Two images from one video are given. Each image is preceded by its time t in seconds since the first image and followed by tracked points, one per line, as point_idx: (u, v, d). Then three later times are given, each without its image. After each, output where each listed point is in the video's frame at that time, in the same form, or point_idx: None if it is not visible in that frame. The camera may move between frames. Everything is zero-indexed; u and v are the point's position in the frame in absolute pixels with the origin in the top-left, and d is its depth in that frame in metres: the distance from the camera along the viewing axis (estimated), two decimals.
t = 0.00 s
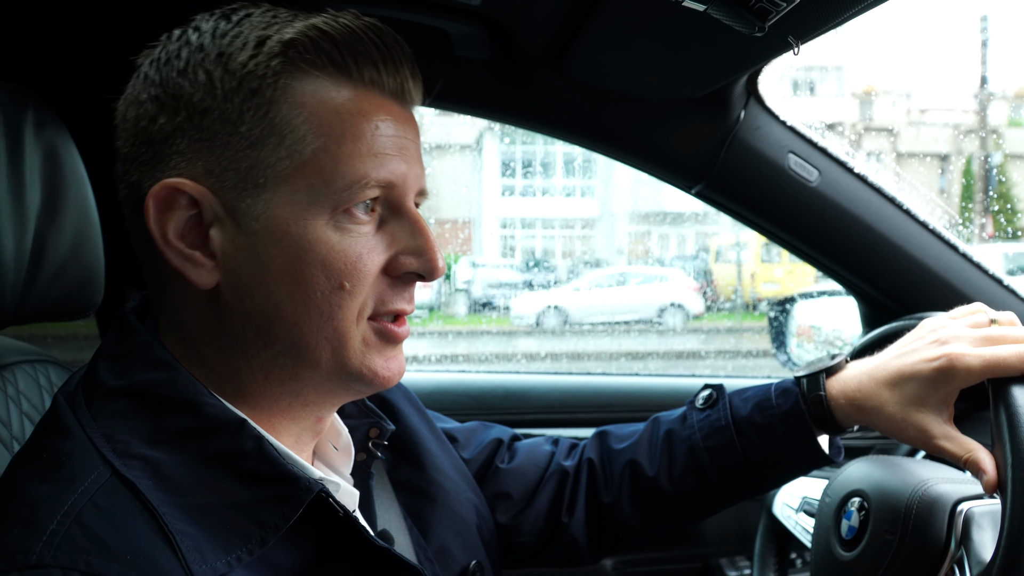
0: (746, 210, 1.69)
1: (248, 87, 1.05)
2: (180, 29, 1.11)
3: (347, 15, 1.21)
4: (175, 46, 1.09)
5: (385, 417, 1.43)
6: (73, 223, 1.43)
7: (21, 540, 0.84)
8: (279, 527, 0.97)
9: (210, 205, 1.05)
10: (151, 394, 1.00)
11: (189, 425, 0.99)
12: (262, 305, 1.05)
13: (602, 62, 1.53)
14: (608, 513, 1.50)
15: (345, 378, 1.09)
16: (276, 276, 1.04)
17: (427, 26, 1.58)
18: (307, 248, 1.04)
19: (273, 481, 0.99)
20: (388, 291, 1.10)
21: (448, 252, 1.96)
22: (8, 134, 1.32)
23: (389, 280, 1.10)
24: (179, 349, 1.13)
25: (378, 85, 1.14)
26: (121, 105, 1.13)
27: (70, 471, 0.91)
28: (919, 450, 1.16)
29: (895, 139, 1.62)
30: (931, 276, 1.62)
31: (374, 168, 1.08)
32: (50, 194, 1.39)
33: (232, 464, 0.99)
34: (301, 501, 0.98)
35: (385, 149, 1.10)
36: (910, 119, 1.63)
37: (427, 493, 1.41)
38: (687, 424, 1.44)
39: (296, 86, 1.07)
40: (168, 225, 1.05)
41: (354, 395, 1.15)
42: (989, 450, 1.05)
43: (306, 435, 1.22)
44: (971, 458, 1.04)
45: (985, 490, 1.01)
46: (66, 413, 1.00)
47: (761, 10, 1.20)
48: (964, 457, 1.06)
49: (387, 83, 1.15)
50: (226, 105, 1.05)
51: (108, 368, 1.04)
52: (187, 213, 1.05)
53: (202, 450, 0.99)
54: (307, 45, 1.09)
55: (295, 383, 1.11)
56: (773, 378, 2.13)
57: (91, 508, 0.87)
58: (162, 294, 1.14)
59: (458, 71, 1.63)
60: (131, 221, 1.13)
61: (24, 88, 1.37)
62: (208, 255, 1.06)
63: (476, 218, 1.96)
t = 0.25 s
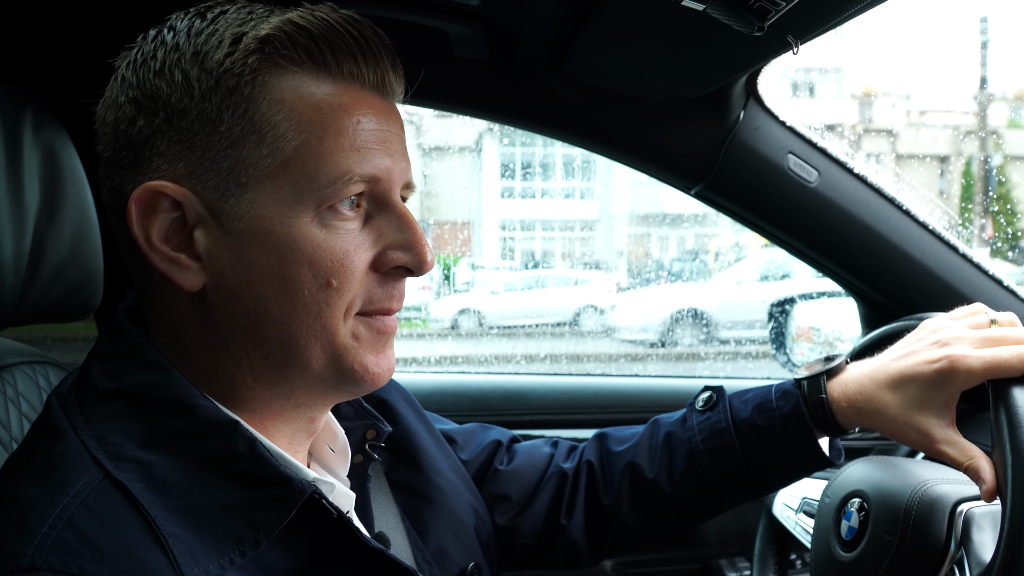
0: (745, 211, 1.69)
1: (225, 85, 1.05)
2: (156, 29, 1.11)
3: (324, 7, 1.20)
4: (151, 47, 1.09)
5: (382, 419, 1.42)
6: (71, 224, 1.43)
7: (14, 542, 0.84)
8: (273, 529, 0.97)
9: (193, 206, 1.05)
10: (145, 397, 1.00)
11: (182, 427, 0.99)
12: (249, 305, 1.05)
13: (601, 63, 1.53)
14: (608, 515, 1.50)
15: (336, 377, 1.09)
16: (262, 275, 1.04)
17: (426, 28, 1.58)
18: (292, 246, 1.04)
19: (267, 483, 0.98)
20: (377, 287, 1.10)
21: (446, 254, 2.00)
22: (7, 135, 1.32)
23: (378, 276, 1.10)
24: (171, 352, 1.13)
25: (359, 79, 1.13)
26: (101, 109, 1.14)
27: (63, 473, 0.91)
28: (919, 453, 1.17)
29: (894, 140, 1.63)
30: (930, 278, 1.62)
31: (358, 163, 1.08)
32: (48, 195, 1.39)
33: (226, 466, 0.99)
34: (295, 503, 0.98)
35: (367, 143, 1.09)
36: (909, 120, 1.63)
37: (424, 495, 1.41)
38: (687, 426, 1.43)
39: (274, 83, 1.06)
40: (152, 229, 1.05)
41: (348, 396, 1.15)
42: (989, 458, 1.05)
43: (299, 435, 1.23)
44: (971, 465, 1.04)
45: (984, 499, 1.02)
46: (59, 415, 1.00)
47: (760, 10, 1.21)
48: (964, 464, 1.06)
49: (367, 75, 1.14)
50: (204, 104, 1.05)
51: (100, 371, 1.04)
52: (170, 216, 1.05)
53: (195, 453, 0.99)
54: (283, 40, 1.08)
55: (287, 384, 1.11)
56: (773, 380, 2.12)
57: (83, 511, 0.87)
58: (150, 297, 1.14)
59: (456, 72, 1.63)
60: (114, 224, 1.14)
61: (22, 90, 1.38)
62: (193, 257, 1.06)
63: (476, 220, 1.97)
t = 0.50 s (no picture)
0: (747, 212, 1.70)
1: (230, 86, 1.05)
2: (162, 31, 1.11)
3: (328, 9, 1.20)
4: (156, 48, 1.09)
5: (383, 421, 1.42)
6: (71, 226, 1.43)
7: (15, 544, 0.84)
8: (273, 530, 0.97)
9: (197, 207, 1.05)
10: (145, 398, 1.00)
11: (183, 429, 0.99)
12: (253, 306, 1.05)
13: (601, 64, 1.53)
14: (608, 517, 1.50)
15: (339, 380, 1.09)
16: (266, 276, 1.04)
17: (426, 29, 1.58)
18: (296, 247, 1.04)
19: (267, 484, 0.98)
20: (380, 288, 1.10)
21: (447, 254, 2.00)
22: (7, 137, 1.32)
23: (380, 277, 1.10)
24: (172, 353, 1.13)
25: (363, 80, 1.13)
26: (107, 110, 1.14)
27: (64, 475, 0.91)
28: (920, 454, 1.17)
29: (894, 141, 1.62)
30: (929, 280, 1.62)
31: (362, 165, 1.08)
32: (49, 197, 1.39)
33: (227, 468, 0.99)
34: (295, 504, 0.98)
35: (372, 144, 1.09)
36: (909, 120, 1.62)
37: (424, 497, 1.41)
38: (688, 429, 1.43)
39: (279, 84, 1.06)
40: (156, 229, 1.05)
41: (350, 398, 1.15)
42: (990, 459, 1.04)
43: (300, 436, 1.22)
44: (971, 467, 1.04)
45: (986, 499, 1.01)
46: (60, 416, 1.00)
47: (760, 11, 1.21)
48: (964, 466, 1.06)
49: (372, 77, 1.14)
50: (209, 105, 1.05)
51: (101, 372, 1.04)
52: (175, 217, 1.05)
53: (196, 454, 0.99)
54: (288, 41, 1.09)
55: (290, 387, 1.11)
56: (773, 380, 2.11)
57: (84, 513, 0.87)
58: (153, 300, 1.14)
59: (457, 73, 1.63)
60: (121, 225, 1.13)
61: (22, 91, 1.38)
62: (197, 258, 1.06)
63: (476, 221, 1.96)
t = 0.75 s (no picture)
0: (747, 213, 1.70)
1: (237, 91, 1.05)
2: (171, 32, 1.11)
3: (339, 15, 1.19)
4: (165, 50, 1.09)
5: (383, 422, 1.42)
6: (72, 228, 1.43)
7: (15, 545, 0.84)
8: (273, 532, 0.97)
9: (201, 210, 1.05)
10: (146, 400, 1.00)
11: (183, 430, 0.99)
12: (255, 311, 1.05)
13: (601, 65, 1.53)
14: (608, 518, 1.50)
15: (341, 384, 1.09)
16: (268, 281, 1.04)
17: (427, 30, 1.58)
18: (299, 253, 1.03)
19: (267, 486, 0.98)
20: (382, 296, 1.09)
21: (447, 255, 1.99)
22: (7, 139, 1.32)
23: (383, 284, 1.09)
24: (174, 355, 1.14)
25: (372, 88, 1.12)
26: (114, 110, 1.14)
27: (64, 476, 0.91)
28: (919, 454, 1.16)
29: (894, 142, 1.63)
30: (930, 281, 1.62)
31: (368, 172, 1.07)
32: (49, 198, 1.39)
33: (227, 469, 0.99)
34: (295, 506, 0.98)
35: (378, 152, 1.09)
36: (909, 121, 1.63)
37: (425, 498, 1.41)
38: (688, 430, 1.43)
39: (286, 90, 1.06)
40: (159, 231, 1.05)
41: (351, 403, 1.15)
42: (989, 459, 1.05)
43: (301, 438, 1.22)
44: (971, 467, 1.04)
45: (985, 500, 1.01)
46: (61, 418, 1.00)
47: (759, 13, 1.21)
48: (964, 466, 1.05)
49: (381, 85, 1.13)
50: (216, 109, 1.05)
51: (101, 372, 1.04)
52: (179, 219, 1.05)
53: (197, 455, 0.99)
54: (296, 47, 1.08)
55: (291, 390, 1.10)
56: (773, 382, 2.12)
57: (84, 514, 0.87)
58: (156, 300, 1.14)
59: (457, 74, 1.63)
60: (124, 226, 1.14)
61: (22, 93, 1.38)
62: (200, 261, 1.06)
63: (476, 222, 1.96)
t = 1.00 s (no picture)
0: (746, 214, 1.70)
1: (185, 98, 1.01)
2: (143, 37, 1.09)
3: (309, 13, 1.13)
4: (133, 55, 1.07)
5: (383, 423, 1.42)
6: (72, 229, 1.43)
7: (14, 546, 0.84)
8: (272, 533, 0.97)
9: (161, 216, 1.02)
10: (146, 400, 1.00)
11: (183, 430, 0.99)
12: (209, 321, 1.01)
13: (601, 66, 1.53)
14: (608, 519, 1.50)
15: (304, 398, 1.04)
16: (217, 291, 0.99)
17: (426, 31, 1.58)
18: (245, 262, 0.98)
19: (266, 487, 0.98)
20: (340, 306, 1.01)
21: (446, 257, 2.00)
22: (7, 139, 1.32)
23: (343, 294, 1.02)
24: (173, 355, 1.11)
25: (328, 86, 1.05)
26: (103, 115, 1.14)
27: (63, 477, 0.91)
28: (920, 456, 1.16)
29: (894, 143, 1.62)
30: (929, 282, 1.62)
31: (320, 176, 1.00)
32: (49, 199, 1.39)
33: (226, 470, 0.99)
34: (295, 506, 0.98)
35: (331, 155, 1.01)
36: (909, 122, 1.62)
37: (424, 499, 1.40)
38: (688, 431, 1.43)
39: (234, 95, 1.01)
40: (125, 238, 1.03)
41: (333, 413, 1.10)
42: (990, 461, 1.04)
43: (301, 439, 1.22)
44: (971, 468, 1.03)
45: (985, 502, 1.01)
46: (60, 418, 1.00)
47: (759, 14, 1.21)
48: (964, 467, 1.05)
49: (337, 83, 1.05)
50: (167, 117, 1.02)
51: (101, 372, 1.04)
52: (143, 225, 1.02)
53: (195, 456, 0.99)
54: (246, 48, 1.02)
55: (265, 400, 1.07)
56: (773, 382, 2.10)
57: (84, 515, 0.87)
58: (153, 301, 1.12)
59: (457, 75, 1.63)
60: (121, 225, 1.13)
61: (22, 93, 1.38)
62: (163, 266, 1.03)
63: (475, 222, 1.96)
